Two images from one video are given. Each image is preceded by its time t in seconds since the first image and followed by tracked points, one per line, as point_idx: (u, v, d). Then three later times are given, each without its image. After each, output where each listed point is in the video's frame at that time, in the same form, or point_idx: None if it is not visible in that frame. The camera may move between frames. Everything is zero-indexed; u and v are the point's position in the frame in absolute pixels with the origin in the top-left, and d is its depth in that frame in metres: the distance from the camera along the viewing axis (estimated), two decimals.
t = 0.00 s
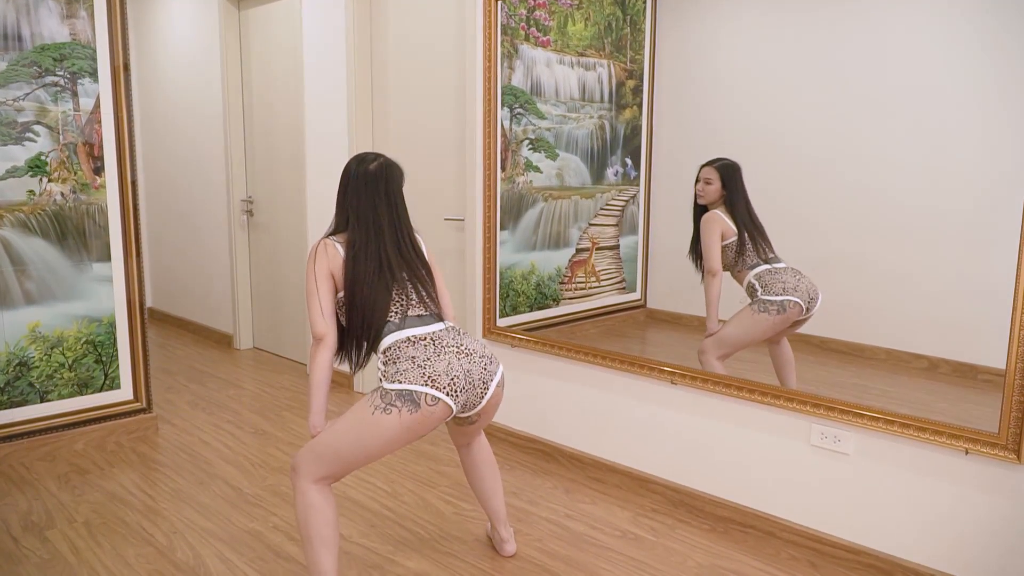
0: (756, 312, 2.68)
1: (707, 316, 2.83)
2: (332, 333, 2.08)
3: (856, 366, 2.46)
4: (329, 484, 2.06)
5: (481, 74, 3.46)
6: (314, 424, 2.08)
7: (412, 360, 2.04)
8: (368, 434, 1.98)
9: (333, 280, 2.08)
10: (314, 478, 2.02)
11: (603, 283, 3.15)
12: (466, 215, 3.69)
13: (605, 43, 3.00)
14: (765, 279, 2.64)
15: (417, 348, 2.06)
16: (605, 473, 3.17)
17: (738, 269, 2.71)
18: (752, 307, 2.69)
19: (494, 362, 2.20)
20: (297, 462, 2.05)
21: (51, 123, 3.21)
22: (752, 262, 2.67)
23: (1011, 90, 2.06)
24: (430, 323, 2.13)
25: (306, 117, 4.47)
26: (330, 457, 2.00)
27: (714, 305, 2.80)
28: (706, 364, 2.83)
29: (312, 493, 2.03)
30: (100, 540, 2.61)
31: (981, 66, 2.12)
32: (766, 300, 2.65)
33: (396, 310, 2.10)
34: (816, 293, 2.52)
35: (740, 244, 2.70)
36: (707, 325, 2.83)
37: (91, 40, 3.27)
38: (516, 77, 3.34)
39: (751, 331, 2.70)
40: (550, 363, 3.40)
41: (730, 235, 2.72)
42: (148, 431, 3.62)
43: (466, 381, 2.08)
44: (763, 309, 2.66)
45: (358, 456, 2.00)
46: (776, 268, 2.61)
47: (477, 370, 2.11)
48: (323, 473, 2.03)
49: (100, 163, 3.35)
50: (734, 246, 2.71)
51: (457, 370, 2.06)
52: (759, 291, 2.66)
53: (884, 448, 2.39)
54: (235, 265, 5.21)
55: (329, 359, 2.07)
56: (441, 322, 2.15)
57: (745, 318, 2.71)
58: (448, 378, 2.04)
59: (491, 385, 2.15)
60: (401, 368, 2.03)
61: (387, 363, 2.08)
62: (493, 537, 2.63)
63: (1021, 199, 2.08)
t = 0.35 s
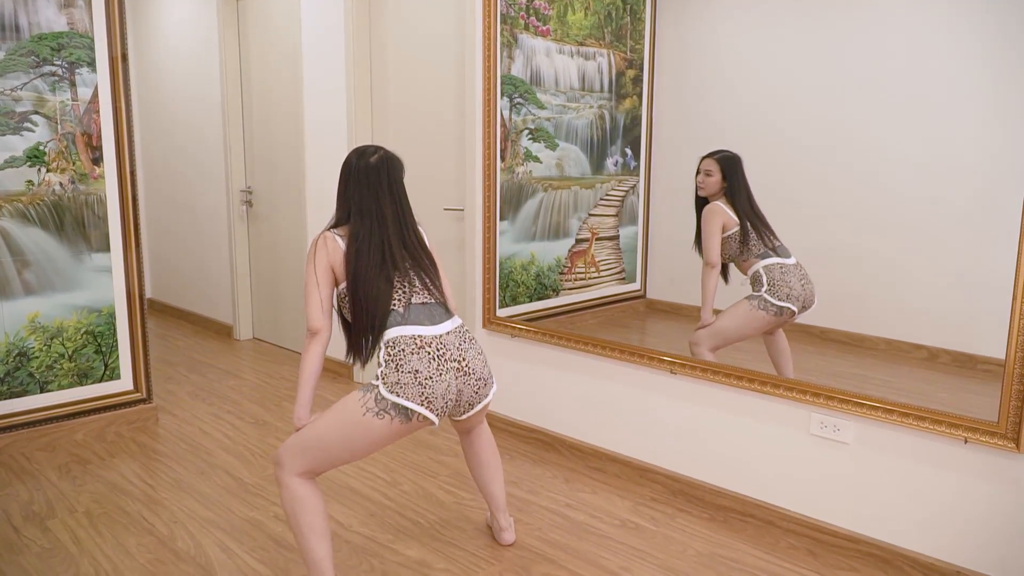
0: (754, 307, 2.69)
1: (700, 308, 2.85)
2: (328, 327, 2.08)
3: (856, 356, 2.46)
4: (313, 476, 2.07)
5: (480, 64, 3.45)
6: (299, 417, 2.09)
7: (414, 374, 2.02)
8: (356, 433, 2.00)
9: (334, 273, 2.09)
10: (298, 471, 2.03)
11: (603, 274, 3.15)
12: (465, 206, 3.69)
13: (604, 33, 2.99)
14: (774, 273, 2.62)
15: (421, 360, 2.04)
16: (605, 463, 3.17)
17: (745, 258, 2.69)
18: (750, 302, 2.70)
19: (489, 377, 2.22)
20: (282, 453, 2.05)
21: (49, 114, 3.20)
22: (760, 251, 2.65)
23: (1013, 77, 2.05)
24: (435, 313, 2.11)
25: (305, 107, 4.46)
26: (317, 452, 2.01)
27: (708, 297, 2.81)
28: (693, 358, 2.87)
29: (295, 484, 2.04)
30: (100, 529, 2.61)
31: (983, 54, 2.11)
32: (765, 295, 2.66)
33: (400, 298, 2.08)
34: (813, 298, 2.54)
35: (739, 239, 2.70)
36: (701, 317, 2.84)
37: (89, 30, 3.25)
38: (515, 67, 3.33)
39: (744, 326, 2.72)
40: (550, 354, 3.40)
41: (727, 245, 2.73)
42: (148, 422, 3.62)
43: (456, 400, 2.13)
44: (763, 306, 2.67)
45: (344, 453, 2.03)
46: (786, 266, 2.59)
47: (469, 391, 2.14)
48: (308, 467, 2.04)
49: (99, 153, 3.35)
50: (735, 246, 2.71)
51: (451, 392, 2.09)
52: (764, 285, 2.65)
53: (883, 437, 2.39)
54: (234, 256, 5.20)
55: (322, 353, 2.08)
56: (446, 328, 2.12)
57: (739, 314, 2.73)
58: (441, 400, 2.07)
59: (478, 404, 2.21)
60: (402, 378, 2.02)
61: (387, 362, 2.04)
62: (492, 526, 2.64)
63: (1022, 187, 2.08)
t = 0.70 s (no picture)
0: (756, 290, 2.69)
1: (710, 298, 2.82)
2: (336, 314, 2.08)
3: (855, 347, 2.46)
4: (338, 461, 2.05)
5: (480, 55, 3.44)
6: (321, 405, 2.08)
7: (414, 331, 2.04)
8: (371, 407, 1.97)
9: (332, 259, 2.08)
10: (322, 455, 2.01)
11: (603, 265, 3.15)
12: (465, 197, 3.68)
13: (605, 23, 2.98)
14: (765, 256, 2.64)
15: (418, 319, 2.06)
16: (605, 454, 3.18)
17: (738, 248, 2.71)
18: (756, 284, 2.69)
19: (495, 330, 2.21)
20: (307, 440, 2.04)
21: (49, 104, 3.19)
22: (750, 241, 2.68)
23: (1015, 69, 2.05)
24: (430, 299, 2.12)
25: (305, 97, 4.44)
26: (336, 433, 1.99)
27: (718, 286, 2.79)
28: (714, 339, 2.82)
29: (320, 469, 2.02)
30: (101, 520, 2.62)
31: (985, 45, 2.10)
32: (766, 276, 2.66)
33: (394, 286, 2.10)
34: (818, 265, 2.51)
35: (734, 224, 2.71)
36: (711, 306, 2.82)
37: (89, 20, 3.24)
38: (516, 57, 3.32)
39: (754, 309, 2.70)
40: (550, 345, 3.40)
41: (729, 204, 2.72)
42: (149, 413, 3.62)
43: (469, 348, 2.09)
44: (764, 283, 2.67)
45: (363, 430, 1.99)
46: (774, 244, 2.61)
47: (478, 336, 2.12)
48: (331, 450, 2.02)
49: (99, 144, 3.34)
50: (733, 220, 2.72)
51: (458, 337, 2.07)
52: (760, 268, 2.66)
53: (883, 428, 2.40)
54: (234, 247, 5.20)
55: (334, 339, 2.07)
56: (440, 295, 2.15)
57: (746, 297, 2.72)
58: (450, 344, 2.04)
59: (492, 353, 2.16)
60: (404, 338, 2.03)
61: (387, 337, 2.07)
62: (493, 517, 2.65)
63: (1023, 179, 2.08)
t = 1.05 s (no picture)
0: (756, 291, 2.68)
1: (706, 294, 2.83)
2: (332, 314, 2.08)
3: (857, 343, 2.46)
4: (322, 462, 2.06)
5: (480, 51, 3.43)
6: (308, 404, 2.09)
7: (415, 347, 2.03)
8: (362, 415, 2.00)
9: (334, 257, 2.08)
10: (308, 456, 2.02)
11: (603, 261, 3.14)
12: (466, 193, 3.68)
13: (605, 19, 2.97)
14: (770, 255, 2.63)
15: (421, 333, 2.04)
16: (606, 450, 3.18)
17: (742, 244, 2.69)
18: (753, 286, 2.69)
19: (494, 347, 2.21)
20: (291, 438, 2.05)
21: (50, 101, 3.19)
22: (755, 237, 2.66)
23: (1017, 64, 2.05)
24: (434, 297, 2.11)
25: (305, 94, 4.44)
26: (326, 435, 2.00)
27: (713, 283, 2.79)
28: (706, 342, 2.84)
29: (303, 470, 2.03)
30: (102, 517, 2.62)
31: (987, 40, 2.10)
32: (766, 276, 2.65)
33: (399, 284, 2.08)
34: (815, 276, 2.53)
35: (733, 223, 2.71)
36: (706, 303, 2.83)
37: (89, 17, 3.24)
38: (516, 54, 3.31)
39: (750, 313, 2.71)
40: (550, 342, 3.40)
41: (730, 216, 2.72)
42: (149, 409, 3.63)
43: (463, 372, 2.11)
44: (764, 288, 2.66)
45: (351, 436, 2.02)
46: (780, 245, 2.60)
47: (474, 362, 2.13)
48: (316, 452, 2.03)
49: (99, 141, 3.33)
50: (734, 225, 2.71)
51: (456, 361, 2.08)
52: (762, 269, 2.66)
53: (884, 424, 2.40)
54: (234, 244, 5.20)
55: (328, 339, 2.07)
56: (444, 305, 2.12)
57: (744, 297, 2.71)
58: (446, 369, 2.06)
59: (486, 374, 2.19)
60: (404, 353, 2.02)
61: (389, 341, 2.05)
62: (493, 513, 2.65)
63: None
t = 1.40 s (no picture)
0: (756, 299, 2.69)
1: (705, 298, 2.84)
2: (330, 317, 2.09)
3: (857, 348, 2.46)
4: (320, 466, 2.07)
5: (482, 55, 3.44)
6: (303, 407, 2.08)
7: (418, 363, 2.01)
8: (361, 425, 2.01)
9: (336, 263, 2.09)
10: (305, 461, 2.02)
11: (604, 265, 3.15)
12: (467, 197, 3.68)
13: (606, 23, 2.97)
14: (774, 265, 2.63)
15: (424, 351, 2.02)
16: (606, 454, 3.18)
17: (746, 250, 2.69)
18: (752, 293, 2.70)
19: (491, 366, 2.22)
20: (288, 443, 2.04)
21: (52, 104, 3.20)
22: (759, 243, 2.65)
23: (1019, 70, 2.05)
24: (436, 305, 2.11)
25: (307, 97, 4.44)
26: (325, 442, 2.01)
27: (712, 290, 2.81)
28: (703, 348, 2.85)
29: (301, 475, 2.04)
30: (102, 520, 2.62)
31: (988, 45, 2.10)
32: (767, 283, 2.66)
33: (400, 292, 2.09)
34: (816, 281, 2.53)
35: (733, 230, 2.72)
36: (704, 308, 2.84)
37: (91, 21, 3.24)
38: (517, 58, 3.31)
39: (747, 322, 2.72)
40: (551, 345, 3.40)
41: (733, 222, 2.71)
42: (150, 412, 3.62)
43: (461, 387, 2.12)
44: (764, 297, 2.67)
45: (348, 443, 2.03)
46: (784, 253, 2.59)
47: (473, 377, 2.14)
48: (314, 456, 2.04)
49: (101, 144, 3.33)
50: (735, 236, 2.71)
51: (456, 378, 2.08)
52: (765, 278, 2.66)
53: (885, 429, 2.40)
54: (235, 248, 5.21)
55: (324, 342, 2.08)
56: (446, 317, 2.11)
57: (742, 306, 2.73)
58: (445, 387, 2.06)
59: (481, 393, 2.21)
60: (406, 368, 2.01)
61: (389, 353, 2.04)
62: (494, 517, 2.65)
63: None
